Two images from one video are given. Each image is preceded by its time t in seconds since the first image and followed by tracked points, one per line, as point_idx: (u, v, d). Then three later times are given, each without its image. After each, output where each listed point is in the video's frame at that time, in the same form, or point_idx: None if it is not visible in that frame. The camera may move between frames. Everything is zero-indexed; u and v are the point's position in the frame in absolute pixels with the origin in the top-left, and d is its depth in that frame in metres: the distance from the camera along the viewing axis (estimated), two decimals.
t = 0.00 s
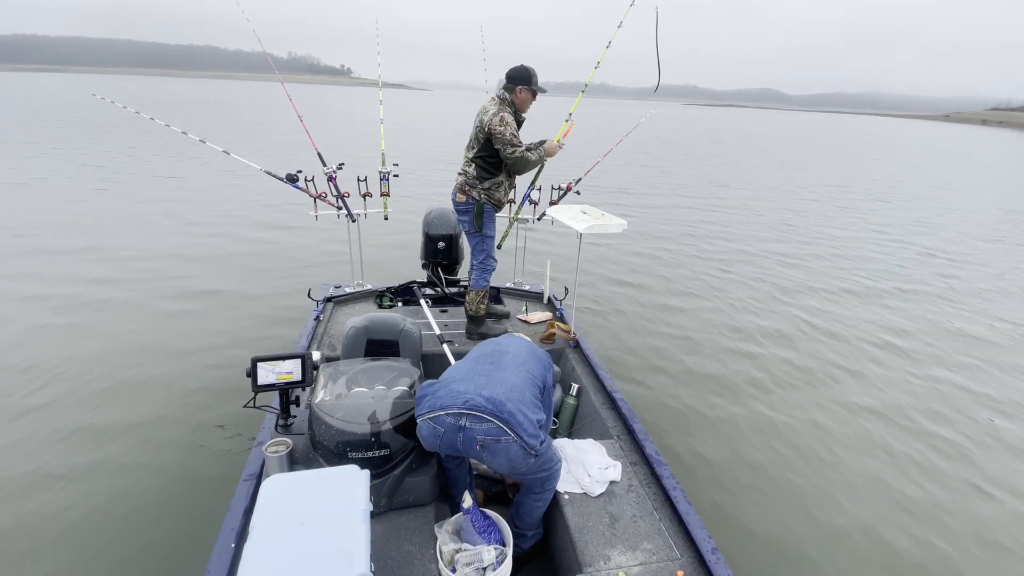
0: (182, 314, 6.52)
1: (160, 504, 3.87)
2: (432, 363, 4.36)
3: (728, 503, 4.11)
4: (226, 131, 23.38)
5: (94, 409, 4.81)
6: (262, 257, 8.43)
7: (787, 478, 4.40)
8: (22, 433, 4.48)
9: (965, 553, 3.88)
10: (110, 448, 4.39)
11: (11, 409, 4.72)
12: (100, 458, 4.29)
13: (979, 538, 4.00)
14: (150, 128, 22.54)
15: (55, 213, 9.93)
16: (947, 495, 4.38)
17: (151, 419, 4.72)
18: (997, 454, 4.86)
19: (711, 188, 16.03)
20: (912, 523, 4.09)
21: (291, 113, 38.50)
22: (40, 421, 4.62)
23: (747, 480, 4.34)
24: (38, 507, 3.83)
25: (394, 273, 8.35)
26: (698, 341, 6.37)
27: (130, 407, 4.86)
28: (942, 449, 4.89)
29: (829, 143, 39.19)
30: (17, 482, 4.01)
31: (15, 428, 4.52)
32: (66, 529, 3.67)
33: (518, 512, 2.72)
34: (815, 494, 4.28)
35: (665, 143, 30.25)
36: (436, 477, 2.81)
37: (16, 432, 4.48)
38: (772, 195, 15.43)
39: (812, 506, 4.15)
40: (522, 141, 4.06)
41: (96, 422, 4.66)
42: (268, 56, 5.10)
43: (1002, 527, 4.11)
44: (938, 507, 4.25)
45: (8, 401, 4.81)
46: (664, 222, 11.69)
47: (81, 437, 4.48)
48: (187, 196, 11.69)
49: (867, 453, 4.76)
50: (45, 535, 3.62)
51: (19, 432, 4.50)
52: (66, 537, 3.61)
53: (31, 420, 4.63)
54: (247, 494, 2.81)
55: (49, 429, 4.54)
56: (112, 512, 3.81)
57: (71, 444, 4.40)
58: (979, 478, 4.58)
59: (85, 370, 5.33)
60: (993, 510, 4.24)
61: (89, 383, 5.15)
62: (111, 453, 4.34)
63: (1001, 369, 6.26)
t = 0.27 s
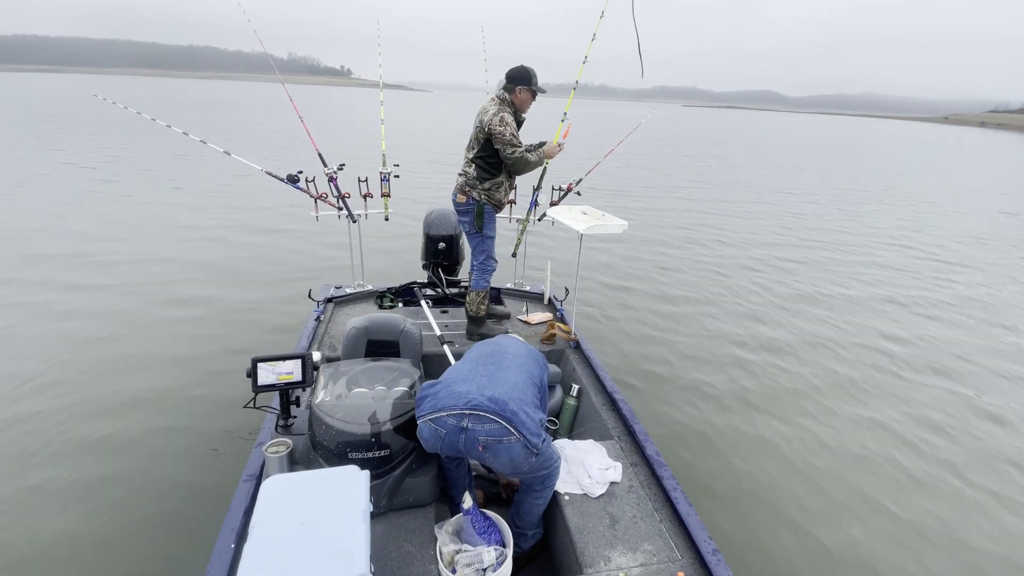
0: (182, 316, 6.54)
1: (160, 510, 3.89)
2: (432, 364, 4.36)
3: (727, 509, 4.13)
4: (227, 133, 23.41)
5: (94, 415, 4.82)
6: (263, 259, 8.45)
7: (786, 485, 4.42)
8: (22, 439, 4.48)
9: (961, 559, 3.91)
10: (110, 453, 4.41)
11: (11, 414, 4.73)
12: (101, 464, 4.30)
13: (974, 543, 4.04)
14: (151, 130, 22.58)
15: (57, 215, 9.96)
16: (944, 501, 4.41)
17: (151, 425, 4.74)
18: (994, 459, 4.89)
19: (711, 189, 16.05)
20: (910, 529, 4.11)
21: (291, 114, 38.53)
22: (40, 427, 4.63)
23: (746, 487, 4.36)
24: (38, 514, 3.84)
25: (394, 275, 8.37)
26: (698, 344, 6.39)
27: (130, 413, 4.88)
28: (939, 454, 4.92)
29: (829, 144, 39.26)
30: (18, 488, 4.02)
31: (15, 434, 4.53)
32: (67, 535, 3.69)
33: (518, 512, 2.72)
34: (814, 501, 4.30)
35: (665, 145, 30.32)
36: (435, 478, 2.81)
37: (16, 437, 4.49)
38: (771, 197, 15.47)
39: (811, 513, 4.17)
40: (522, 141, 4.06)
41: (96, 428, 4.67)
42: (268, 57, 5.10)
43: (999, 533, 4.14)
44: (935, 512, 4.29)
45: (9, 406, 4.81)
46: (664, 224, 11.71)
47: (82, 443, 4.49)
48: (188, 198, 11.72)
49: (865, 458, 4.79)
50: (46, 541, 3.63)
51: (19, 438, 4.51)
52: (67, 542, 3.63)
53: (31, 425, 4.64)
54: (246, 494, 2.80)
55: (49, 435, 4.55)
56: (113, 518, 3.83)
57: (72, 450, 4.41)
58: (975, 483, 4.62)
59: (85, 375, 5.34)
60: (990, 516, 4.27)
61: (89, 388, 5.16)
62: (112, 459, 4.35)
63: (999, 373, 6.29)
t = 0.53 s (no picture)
0: (183, 314, 6.53)
1: (161, 507, 3.89)
2: (433, 363, 4.36)
3: (731, 506, 4.12)
4: (229, 132, 23.46)
5: (95, 411, 4.80)
6: (265, 258, 8.47)
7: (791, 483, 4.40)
8: (22, 435, 4.47)
9: (968, 556, 3.89)
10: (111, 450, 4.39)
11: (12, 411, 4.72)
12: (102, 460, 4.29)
13: (981, 541, 4.01)
14: (153, 129, 22.63)
15: (59, 214, 9.98)
16: (950, 500, 4.38)
17: (152, 421, 4.72)
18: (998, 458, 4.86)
19: (712, 189, 16.06)
20: (914, 527, 4.09)
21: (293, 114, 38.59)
22: (40, 423, 4.61)
23: (750, 484, 4.34)
24: (39, 509, 3.83)
25: (396, 274, 8.38)
26: (700, 343, 6.38)
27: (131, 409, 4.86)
28: (943, 452, 4.90)
29: (831, 144, 39.24)
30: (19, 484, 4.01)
31: (15, 430, 4.51)
32: (68, 531, 3.68)
33: (520, 511, 2.71)
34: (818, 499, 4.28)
35: (665, 145, 30.35)
36: (437, 477, 2.80)
37: (17, 434, 4.48)
38: (773, 197, 15.48)
39: (815, 511, 4.16)
40: (523, 140, 4.05)
41: (97, 424, 4.66)
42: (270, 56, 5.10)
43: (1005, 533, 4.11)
44: (940, 511, 4.26)
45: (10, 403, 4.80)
46: (666, 223, 11.71)
47: (82, 440, 4.47)
48: (190, 197, 11.74)
49: (869, 456, 4.77)
50: (46, 537, 3.62)
51: (19, 434, 4.49)
52: (68, 539, 3.63)
53: (31, 421, 4.63)
54: (248, 494, 2.80)
55: (50, 431, 4.54)
56: (115, 514, 3.83)
57: (73, 446, 4.40)
58: (980, 481, 4.59)
59: (86, 372, 5.33)
60: (995, 515, 4.25)
61: (90, 385, 5.15)
62: (113, 455, 4.34)
63: (1001, 373, 6.27)
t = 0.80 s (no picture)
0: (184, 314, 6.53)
1: (164, 506, 3.89)
2: (434, 362, 4.36)
3: (732, 508, 4.14)
4: (228, 131, 23.44)
5: (97, 411, 4.80)
6: (265, 257, 8.47)
7: (792, 484, 4.42)
8: (24, 435, 4.47)
9: (968, 557, 3.91)
10: (114, 450, 4.39)
11: (13, 411, 4.72)
12: (104, 460, 4.29)
13: (980, 542, 4.04)
14: (152, 127, 22.61)
15: (59, 213, 9.97)
16: (950, 501, 4.41)
17: (154, 421, 4.72)
18: (997, 460, 4.89)
19: (712, 188, 16.06)
20: (915, 528, 4.11)
21: (292, 112, 38.52)
22: (42, 423, 4.62)
23: (752, 487, 4.36)
24: (42, 510, 3.83)
25: (396, 273, 8.38)
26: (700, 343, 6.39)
27: (133, 409, 4.86)
28: (942, 453, 4.93)
29: (831, 142, 39.23)
30: (22, 484, 4.01)
31: (17, 430, 4.51)
32: (71, 530, 3.68)
33: (523, 508, 2.71)
34: (820, 500, 4.30)
35: (665, 143, 30.34)
36: (439, 476, 2.80)
37: (19, 434, 4.48)
38: (772, 195, 15.48)
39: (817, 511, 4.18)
40: (523, 138, 4.04)
41: (99, 424, 4.66)
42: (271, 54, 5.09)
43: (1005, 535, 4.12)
44: (940, 511, 4.29)
45: (11, 403, 4.80)
46: (666, 222, 11.70)
47: (85, 439, 4.48)
48: (190, 196, 11.74)
49: (869, 457, 4.80)
50: (49, 537, 3.63)
51: (21, 434, 4.49)
52: (72, 538, 3.63)
53: (33, 421, 4.62)
54: (249, 493, 2.80)
55: (52, 431, 4.54)
56: (118, 513, 3.83)
57: (76, 446, 4.40)
58: (979, 482, 4.62)
59: (87, 372, 5.32)
60: (995, 515, 4.27)
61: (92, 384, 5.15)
62: (116, 455, 4.34)
63: (1001, 373, 6.29)
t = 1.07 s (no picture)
0: (182, 315, 6.52)
1: (166, 507, 3.90)
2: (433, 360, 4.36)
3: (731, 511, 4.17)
4: (225, 129, 23.36)
5: (98, 414, 4.81)
6: (264, 258, 8.46)
7: (790, 486, 4.45)
8: (25, 439, 4.47)
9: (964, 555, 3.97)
10: (115, 452, 4.40)
11: (13, 414, 4.72)
12: (106, 462, 4.30)
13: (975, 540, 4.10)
14: (148, 126, 22.50)
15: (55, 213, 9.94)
16: (945, 498, 4.46)
17: (155, 424, 4.73)
18: (992, 457, 4.95)
19: (709, 184, 16.08)
20: (911, 528, 4.16)
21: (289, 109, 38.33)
22: (43, 426, 4.62)
23: (749, 489, 4.39)
24: (44, 513, 3.84)
25: (395, 272, 8.38)
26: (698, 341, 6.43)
27: (133, 411, 4.87)
28: (937, 451, 4.99)
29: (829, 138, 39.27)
30: (23, 488, 4.02)
31: (17, 434, 4.51)
32: (74, 533, 3.69)
33: (523, 504, 2.70)
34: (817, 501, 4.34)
35: (662, 140, 30.35)
36: (438, 473, 2.80)
37: (19, 437, 4.48)
38: (770, 192, 15.51)
39: (815, 512, 4.22)
40: (520, 134, 4.03)
41: (100, 427, 4.67)
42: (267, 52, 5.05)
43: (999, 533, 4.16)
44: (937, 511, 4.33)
45: (11, 407, 4.80)
46: (664, 219, 11.70)
47: (86, 443, 4.48)
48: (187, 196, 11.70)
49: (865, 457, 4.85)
50: (52, 540, 3.64)
51: (22, 438, 4.49)
52: (74, 541, 3.64)
53: (34, 424, 4.63)
54: (248, 492, 2.79)
55: (52, 434, 4.54)
56: (120, 515, 3.84)
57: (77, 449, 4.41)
58: (974, 480, 4.67)
59: (87, 375, 5.33)
60: (989, 513, 4.33)
61: (92, 387, 5.15)
62: (117, 458, 4.35)
63: (997, 369, 6.34)
